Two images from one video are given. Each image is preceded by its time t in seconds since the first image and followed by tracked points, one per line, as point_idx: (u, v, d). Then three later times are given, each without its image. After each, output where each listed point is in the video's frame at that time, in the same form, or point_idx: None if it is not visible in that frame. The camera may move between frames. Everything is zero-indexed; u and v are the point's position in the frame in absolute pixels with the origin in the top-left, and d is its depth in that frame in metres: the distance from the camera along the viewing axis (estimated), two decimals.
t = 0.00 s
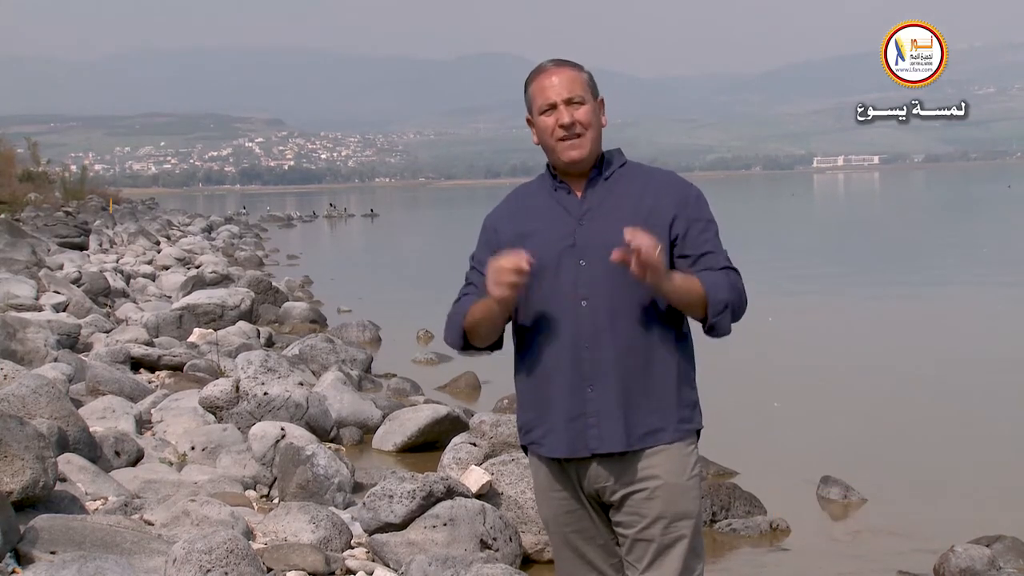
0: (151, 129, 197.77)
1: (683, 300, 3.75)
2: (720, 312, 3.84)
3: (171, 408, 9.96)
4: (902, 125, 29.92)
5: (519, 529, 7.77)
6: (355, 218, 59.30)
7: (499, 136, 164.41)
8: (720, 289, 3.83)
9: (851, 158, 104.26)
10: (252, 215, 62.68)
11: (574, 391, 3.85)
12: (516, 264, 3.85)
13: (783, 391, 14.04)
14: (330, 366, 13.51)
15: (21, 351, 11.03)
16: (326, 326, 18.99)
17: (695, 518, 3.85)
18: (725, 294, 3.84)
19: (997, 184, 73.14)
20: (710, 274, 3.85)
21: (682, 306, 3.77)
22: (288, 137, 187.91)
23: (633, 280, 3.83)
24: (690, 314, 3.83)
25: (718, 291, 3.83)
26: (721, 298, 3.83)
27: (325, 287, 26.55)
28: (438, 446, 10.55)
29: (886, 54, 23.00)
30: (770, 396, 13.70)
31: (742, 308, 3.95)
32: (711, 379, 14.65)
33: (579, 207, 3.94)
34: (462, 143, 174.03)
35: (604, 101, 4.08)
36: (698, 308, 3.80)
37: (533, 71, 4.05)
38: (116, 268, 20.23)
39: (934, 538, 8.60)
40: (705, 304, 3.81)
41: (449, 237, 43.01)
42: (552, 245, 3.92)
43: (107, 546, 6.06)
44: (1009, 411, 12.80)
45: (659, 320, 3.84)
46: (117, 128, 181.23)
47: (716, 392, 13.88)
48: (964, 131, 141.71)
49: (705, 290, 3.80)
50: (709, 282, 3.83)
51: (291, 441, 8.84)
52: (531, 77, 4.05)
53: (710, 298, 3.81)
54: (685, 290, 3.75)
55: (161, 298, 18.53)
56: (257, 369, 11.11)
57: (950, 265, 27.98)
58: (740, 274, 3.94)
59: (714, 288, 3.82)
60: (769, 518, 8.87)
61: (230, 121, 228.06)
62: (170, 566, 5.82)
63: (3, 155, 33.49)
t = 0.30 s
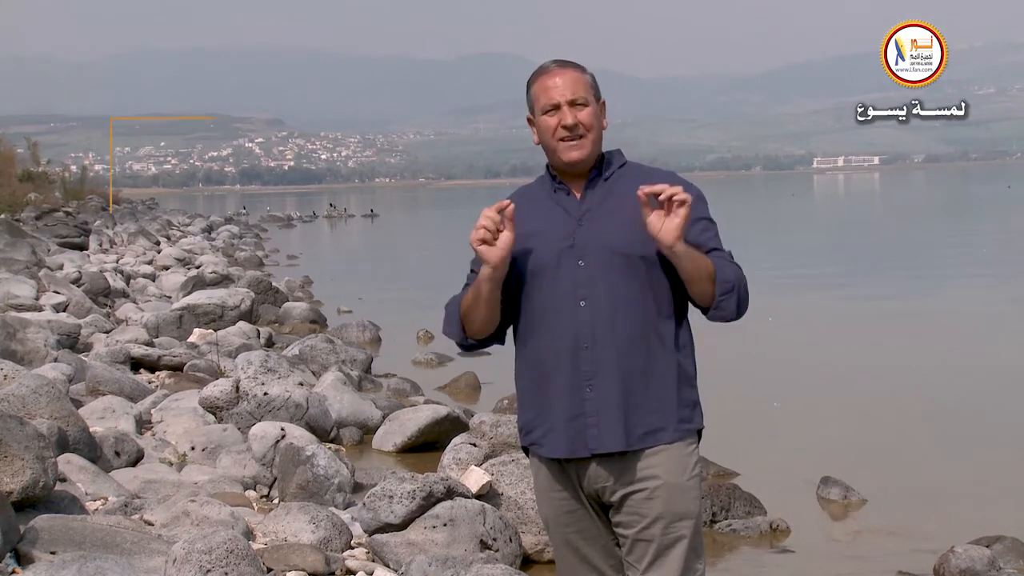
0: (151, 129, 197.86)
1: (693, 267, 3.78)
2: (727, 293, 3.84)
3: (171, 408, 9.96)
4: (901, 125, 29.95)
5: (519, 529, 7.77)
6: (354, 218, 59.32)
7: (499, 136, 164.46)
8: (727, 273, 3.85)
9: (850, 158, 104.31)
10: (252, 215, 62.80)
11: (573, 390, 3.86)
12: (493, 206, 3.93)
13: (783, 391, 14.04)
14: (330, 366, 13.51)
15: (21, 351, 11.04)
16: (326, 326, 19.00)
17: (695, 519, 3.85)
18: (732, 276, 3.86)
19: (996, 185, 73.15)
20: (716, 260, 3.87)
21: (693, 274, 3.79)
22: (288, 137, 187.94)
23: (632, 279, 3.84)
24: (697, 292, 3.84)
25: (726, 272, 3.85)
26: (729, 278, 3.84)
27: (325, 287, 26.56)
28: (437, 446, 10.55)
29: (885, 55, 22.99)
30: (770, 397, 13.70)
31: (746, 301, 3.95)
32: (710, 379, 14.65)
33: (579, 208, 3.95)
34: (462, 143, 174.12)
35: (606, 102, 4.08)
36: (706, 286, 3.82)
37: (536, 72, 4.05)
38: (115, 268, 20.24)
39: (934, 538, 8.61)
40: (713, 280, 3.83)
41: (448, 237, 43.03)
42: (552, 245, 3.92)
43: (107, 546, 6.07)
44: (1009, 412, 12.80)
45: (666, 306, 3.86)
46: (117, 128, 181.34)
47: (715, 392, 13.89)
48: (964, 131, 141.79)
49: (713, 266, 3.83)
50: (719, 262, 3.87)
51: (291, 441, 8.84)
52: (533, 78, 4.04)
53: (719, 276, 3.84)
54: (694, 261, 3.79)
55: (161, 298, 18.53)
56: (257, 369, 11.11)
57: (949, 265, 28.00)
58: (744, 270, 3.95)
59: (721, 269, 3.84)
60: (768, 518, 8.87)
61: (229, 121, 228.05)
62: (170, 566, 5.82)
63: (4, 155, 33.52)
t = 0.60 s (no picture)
0: (151, 128, 197.79)
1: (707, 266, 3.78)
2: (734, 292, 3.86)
3: (171, 408, 9.96)
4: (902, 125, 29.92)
5: (519, 529, 7.77)
6: (354, 218, 59.32)
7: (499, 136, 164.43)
8: (731, 275, 3.85)
9: (850, 158, 104.34)
10: (252, 215, 62.87)
11: (573, 390, 3.86)
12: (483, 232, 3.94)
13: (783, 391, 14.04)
14: (330, 366, 13.52)
15: (21, 351, 11.04)
16: (326, 326, 19.00)
17: (695, 519, 3.85)
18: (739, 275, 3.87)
19: (996, 185, 73.13)
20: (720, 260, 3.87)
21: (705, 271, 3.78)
22: (288, 137, 187.89)
23: (632, 280, 3.84)
24: (707, 292, 3.84)
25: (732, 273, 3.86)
26: (737, 280, 3.86)
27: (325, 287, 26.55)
28: (438, 446, 10.55)
29: (886, 56, 22.97)
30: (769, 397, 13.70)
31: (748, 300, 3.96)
32: (711, 379, 14.65)
33: (580, 208, 3.94)
34: (462, 142, 174.13)
35: (607, 102, 4.08)
36: (715, 286, 3.83)
37: (537, 72, 4.05)
38: (115, 268, 20.24)
39: (934, 538, 8.61)
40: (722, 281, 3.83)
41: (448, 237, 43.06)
42: (552, 246, 3.92)
43: (107, 547, 6.07)
44: (1009, 412, 12.80)
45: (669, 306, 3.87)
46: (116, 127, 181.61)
47: (715, 392, 13.89)
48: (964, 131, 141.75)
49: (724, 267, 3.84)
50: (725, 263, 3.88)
51: (291, 441, 8.84)
52: (534, 78, 4.04)
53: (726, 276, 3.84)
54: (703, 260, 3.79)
55: (161, 298, 18.54)
56: (257, 369, 11.11)
57: (949, 265, 28.02)
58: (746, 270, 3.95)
59: (729, 268, 3.86)
60: (768, 518, 8.87)
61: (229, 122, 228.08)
62: (170, 566, 5.82)
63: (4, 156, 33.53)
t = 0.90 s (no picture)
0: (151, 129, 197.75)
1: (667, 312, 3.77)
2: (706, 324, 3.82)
3: (171, 408, 9.96)
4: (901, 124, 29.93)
5: (519, 529, 7.77)
6: (354, 218, 59.29)
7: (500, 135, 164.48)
8: (707, 307, 3.81)
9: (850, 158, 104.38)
10: (252, 215, 62.94)
11: (574, 394, 3.86)
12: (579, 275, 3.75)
13: (782, 391, 14.05)
14: (330, 366, 13.52)
15: (21, 351, 11.04)
16: (326, 326, 19.00)
17: (696, 519, 3.85)
18: (710, 309, 3.81)
19: (996, 185, 73.14)
20: (696, 287, 3.83)
21: (663, 315, 3.78)
22: (288, 137, 187.90)
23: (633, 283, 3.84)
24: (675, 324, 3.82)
25: (703, 307, 3.80)
26: (708, 314, 3.81)
27: (325, 287, 26.55)
28: (437, 446, 10.55)
29: (887, 55, 23.06)
30: (768, 397, 13.71)
31: (734, 317, 3.94)
32: (710, 379, 14.65)
33: (581, 210, 3.94)
34: (463, 142, 174.20)
35: (608, 101, 4.09)
36: (682, 319, 3.80)
37: (540, 68, 4.05)
38: (115, 268, 20.24)
39: (933, 539, 8.61)
40: (690, 318, 3.80)
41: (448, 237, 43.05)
42: (554, 248, 3.92)
43: (107, 547, 6.07)
44: (1008, 412, 12.80)
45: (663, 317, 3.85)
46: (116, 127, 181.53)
47: (714, 393, 13.89)
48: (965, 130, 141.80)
49: (690, 306, 3.79)
50: (699, 292, 3.82)
51: (291, 441, 8.84)
52: (537, 74, 4.05)
53: (695, 311, 3.80)
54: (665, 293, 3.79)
55: (161, 298, 18.54)
56: (258, 369, 11.11)
57: (948, 265, 28.04)
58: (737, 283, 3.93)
59: (700, 302, 3.80)
60: (768, 518, 8.87)
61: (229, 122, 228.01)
62: (170, 566, 5.82)
63: (4, 155, 33.53)
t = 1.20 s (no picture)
0: (151, 129, 197.69)
1: (666, 320, 3.79)
2: (709, 328, 3.82)
3: (171, 408, 9.96)
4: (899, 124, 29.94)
5: (519, 529, 7.77)
6: (354, 218, 59.27)
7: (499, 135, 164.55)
8: (708, 313, 3.82)
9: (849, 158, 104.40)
10: (252, 215, 62.98)
11: (573, 396, 3.86)
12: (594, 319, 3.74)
13: (783, 391, 14.04)
14: (330, 366, 13.51)
15: (21, 351, 11.04)
16: (326, 326, 18.99)
17: (695, 520, 3.85)
18: (711, 314, 3.82)
19: (997, 185, 73.09)
20: (696, 292, 3.84)
21: (661, 326, 3.79)
22: (288, 137, 187.90)
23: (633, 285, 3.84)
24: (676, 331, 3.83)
25: (704, 312, 3.81)
26: (710, 321, 3.81)
27: (326, 287, 26.54)
28: (438, 446, 10.55)
29: (887, 56, 23.08)
30: (768, 397, 13.72)
31: (736, 319, 3.93)
32: (710, 379, 14.65)
33: (581, 210, 3.93)
34: (463, 142, 174.24)
35: (608, 100, 4.08)
36: (683, 326, 3.81)
37: (541, 68, 4.05)
38: (115, 268, 20.24)
39: (933, 538, 8.61)
40: (690, 324, 3.81)
41: (449, 237, 43.04)
42: (554, 250, 3.92)
43: (107, 547, 6.07)
44: (1008, 412, 12.80)
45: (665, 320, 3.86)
46: (116, 127, 181.43)
47: (714, 393, 13.89)
48: (965, 130, 141.91)
49: (690, 313, 3.80)
50: (700, 297, 3.83)
51: (291, 441, 8.84)
52: (538, 73, 4.05)
53: (695, 317, 3.81)
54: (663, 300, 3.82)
55: (161, 298, 18.54)
56: (257, 369, 11.11)
57: (948, 265, 28.06)
58: (739, 284, 3.93)
59: (701, 309, 3.81)
60: (768, 518, 8.86)
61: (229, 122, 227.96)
62: (170, 566, 5.82)
63: (4, 155, 33.52)
